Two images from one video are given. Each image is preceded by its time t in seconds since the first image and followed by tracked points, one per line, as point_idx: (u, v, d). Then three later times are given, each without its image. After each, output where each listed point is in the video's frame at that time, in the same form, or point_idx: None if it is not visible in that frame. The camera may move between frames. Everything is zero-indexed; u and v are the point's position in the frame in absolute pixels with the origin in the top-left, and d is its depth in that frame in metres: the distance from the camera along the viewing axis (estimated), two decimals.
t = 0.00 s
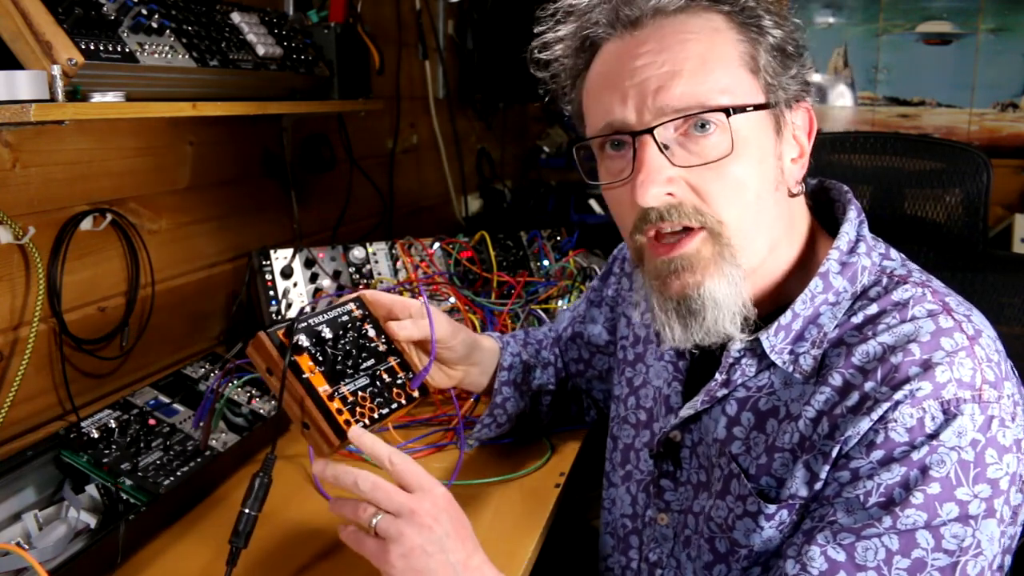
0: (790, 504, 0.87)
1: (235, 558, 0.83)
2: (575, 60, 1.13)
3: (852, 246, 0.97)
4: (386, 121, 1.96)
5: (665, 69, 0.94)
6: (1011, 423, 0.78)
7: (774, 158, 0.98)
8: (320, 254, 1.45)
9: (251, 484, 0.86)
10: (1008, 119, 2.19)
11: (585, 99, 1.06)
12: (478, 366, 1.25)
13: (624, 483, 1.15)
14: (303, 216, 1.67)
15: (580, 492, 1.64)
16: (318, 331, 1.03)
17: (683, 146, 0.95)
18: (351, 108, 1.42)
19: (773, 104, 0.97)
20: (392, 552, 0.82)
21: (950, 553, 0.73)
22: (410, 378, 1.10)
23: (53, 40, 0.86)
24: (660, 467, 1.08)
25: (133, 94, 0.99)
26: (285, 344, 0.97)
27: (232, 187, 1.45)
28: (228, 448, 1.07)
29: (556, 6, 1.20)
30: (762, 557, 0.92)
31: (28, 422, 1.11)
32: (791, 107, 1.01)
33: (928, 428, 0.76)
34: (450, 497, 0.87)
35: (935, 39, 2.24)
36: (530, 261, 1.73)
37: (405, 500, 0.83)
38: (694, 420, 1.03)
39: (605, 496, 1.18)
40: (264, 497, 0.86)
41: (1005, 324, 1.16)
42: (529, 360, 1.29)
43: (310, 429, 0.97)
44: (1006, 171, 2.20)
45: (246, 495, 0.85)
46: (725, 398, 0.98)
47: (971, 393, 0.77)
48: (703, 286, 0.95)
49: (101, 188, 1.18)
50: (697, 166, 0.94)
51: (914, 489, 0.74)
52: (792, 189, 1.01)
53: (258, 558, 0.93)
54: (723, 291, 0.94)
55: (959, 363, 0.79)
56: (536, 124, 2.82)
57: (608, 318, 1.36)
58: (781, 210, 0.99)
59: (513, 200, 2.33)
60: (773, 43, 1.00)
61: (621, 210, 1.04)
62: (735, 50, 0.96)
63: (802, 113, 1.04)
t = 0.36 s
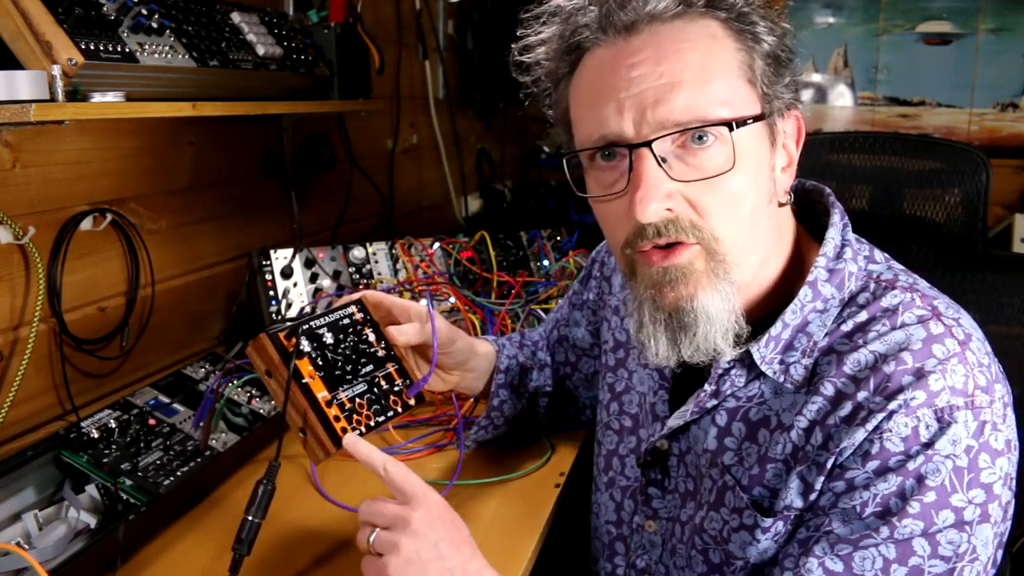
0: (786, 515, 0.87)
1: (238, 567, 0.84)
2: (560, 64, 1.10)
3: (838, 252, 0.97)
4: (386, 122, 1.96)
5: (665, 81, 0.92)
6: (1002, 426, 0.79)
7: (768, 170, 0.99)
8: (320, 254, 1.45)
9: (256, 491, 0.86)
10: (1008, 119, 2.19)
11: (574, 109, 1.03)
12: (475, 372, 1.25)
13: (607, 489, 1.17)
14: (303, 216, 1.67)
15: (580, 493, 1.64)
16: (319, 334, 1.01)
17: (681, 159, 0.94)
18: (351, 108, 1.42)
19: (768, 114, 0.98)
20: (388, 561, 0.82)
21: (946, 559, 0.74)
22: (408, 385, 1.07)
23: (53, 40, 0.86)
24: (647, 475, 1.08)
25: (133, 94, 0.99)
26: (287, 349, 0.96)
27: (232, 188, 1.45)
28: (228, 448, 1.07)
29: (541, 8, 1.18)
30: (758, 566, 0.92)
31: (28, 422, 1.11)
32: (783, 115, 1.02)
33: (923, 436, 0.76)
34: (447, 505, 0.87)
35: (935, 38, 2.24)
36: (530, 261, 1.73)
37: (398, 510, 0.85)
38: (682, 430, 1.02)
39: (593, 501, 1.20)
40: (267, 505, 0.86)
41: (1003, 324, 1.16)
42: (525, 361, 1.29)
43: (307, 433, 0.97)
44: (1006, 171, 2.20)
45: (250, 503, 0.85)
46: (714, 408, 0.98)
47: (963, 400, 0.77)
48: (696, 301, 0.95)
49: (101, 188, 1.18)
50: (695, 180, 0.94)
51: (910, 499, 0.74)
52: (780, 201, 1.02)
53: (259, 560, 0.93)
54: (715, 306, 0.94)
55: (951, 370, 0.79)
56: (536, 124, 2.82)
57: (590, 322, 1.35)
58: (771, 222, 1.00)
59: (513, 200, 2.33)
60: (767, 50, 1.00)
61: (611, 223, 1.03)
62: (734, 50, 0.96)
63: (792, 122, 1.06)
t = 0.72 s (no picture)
0: (774, 516, 0.86)
1: (238, 569, 0.84)
2: (557, 64, 1.10)
3: (830, 253, 0.97)
4: (386, 122, 1.96)
5: (662, 85, 0.92)
6: (990, 429, 0.79)
7: (764, 173, 0.99)
8: (320, 254, 1.45)
9: (257, 496, 0.86)
10: (1008, 119, 2.19)
11: (571, 111, 1.03)
12: (473, 367, 1.26)
13: (603, 484, 1.16)
14: (303, 216, 1.67)
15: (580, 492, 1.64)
16: (319, 338, 1.01)
17: (677, 162, 0.94)
18: (351, 108, 1.42)
19: (765, 117, 0.98)
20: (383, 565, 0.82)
21: (936, 563, 0.74)
22: (408, 385, 1.07)
23: (53, 40, 0.86)
24: (640, 471, 1.08)
25: (133, 94, 0.99)
26: (288, 354, 0.95)
27: (232, 188, 1.45)
28: (228, 448, 1.07)
29: (539, 8, 1.18)
30: (747, 564, 0.91)
31: (28, 422, 1.11)
32: (779, 118, 1.02)
33: (911, 440, 0.76)
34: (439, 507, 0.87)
35: (935, 39, 2.24)
36: (530, 261, 1.73)
37: (389, 514, 0.85)
38: (674, 428, 1.02)
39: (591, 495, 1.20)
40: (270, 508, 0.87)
41: (1002, 324, 1.16)
42: (525, 358, 1.29)
43: (310, 438, 0.96)
44: (1006, 171, 2.20)
45: (252, 506, 0.86)
46: (705, 406, 0.98)
47: (951, 403, 0.77)
48: (694, 301, 0.95)
49: (101, 188, 1.18)
50: (692, 184, 0.94)
51: (899, 503, 0.74)
52: (776, 202, 1.02)
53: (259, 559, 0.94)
54: (711, 305, 0.95)
55: (938, 374, 0.79)
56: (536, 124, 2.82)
57: (592, 318, 1.35)
58: (767, 223, 1.00)
59: (513, 200, 2.33)
60: (764, 53, 1.01)
61: (607, 226, 1.03)
62: (733, 51, 0.96)
63: (788, 124, 1.06)
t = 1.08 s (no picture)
0: (775, 512, 0.86)
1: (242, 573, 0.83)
2: (557, 65, 1.10)
3: (831, 252, 0.97)
4: (386, 122, 1.96)
5: (662, 87, 0.92)
6: (992, 425, 0.78)
7: (765, 173, 0.99)
8: (320, 254, 1.45)
9: (264, 500, 0.85)
10: (1008, 119, 2.19)
11: (573, 113, 1.04)
12: (478, 366, 1.26)
13: (605, 484, 1.16)
14: (303, 216, 1.67)
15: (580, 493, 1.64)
16: (326, 342, 1.02)
17: (678, 163, 0.95)
18: (351, 108, 1.42)
19: (765, 118, 0.98)
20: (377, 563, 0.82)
21: (935, 558, 0.74)
22: (415, 388, 1.09)
23: (53, 40, 0.86)
24: (643, 471, 1.08)
25: (133, 93, 0.99)
26: (295, 359, 0.95)
27: (232, 188, 1.45)
28: (227, 448, 1.07)
29: (539, 10, 1.19)
30: (749, 563, 0.91)
31: (28, 422, 1.11)
32: (779, 118, 1.02)
33: (911, 436, 0.76)
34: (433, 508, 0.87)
35: (935, 39, 2.24)
36: (530, 261, 1.73)
37: (383, 513, 0.85)
38: (677, 428, 1.02)
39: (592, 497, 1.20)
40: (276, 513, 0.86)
41: (1002, 324, 1.16)
42: (528, 357, 1.29)
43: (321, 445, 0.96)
44: (1006, 171, 2.20)
45: (258, 511, 0.85)
46: (708, 405, 0.98)
47: (952, 400, 0.77)
48: (694, 301, 0.95)
49: (102, 188, 1.18)
50: (693, 185, 0.94)
51: (899, 498, 0.74)
52: (776, 202, 1.02)
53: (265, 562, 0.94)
54: (712, 305, 0.95)
55: (940, 370, 0.79)
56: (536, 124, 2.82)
57: (594, 319, 1.35)
58: (768, 223, 1.00)
59: (513, 200, 2.33)
60: (764, 53, 1.01)
61: (608, 227, 1.03)
62: (733, 51, 0.96)
63: (788, 123, 1.06)
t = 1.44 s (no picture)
0: (776, 507, 0.86)
1: None
2: (559, 66, 1.10)
3: (835, 250, 0.97)
4: (386, 121, 1.96)
5: (663, 88, 0.92)
6: (994, 424, 0.78)
7: (765, 174, 0.99)
8: (320, 254, 1.45)
9: (289, 515, 0.86)
10: (1008, 119, 2.19)
11: (574, 114, 1.04)
12: (483, 371, 1.26)
13: (609, 484, 1.17)
14: (303, 216, 1.67)
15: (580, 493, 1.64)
16: (333, 364, 0.99)
17: (678, 165, 0.95)
18: (351, 108, 1.42)
19: (766, 119, 0.98)
20: (368, 560, 0.82)
21: (931, 554, 0.74)
22: (425, 402, 1.06)
23: (53, 40, 0.86)
24: (646, 470, 1.08)
25: (133, 93, 0.99)
26: (304, 385, 0.94)
27: (232, 188, 1.45)
28: (228, 448, 1.07)
29: (541, 12, 1.19)
30: (749, 559, 0.91)
31: (28, 422, 1.11)
32: (781, 118, 1.02)
33: (911, 433, 0.76)
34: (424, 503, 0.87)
35: (935, 39, 2.24)
36: (530, 261, 1.73)
37: (373, 509, 0.85)
38: (681, 426, 1.03)
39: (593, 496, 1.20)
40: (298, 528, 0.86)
41: (1003, 324, 1.16)
42: (530, 360, 1.29)
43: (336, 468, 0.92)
44: (1006, 171, 2.20)
45: (280, 524, 0.85)
46: (712, 404, 0.99)
47: (952, 398, 0.77)
48: (695, 305, 0.95)
49: (101, 188, 1.18)
50: (693, 186, 0.94)
51: (896, 494, 0.74)
52: (779, 202, 1.02)
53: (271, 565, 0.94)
54: (712, 309, 0.94)
55: (942, 368, 0.79)
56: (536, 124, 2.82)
57: (596, 319, 1.35)
58: (770, 224, 1.00)
59: (513, 200, 2.33)
60: (766, 54, 1.00)
61: (611, 228, 1.03)
62: (734, 52, 0.96)
63: (791, 123, 1.06)
